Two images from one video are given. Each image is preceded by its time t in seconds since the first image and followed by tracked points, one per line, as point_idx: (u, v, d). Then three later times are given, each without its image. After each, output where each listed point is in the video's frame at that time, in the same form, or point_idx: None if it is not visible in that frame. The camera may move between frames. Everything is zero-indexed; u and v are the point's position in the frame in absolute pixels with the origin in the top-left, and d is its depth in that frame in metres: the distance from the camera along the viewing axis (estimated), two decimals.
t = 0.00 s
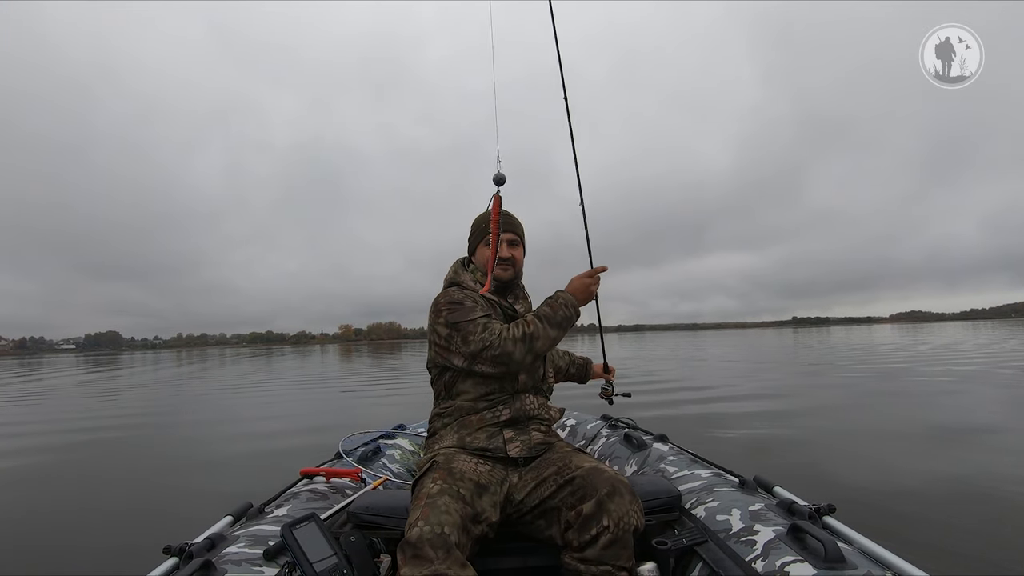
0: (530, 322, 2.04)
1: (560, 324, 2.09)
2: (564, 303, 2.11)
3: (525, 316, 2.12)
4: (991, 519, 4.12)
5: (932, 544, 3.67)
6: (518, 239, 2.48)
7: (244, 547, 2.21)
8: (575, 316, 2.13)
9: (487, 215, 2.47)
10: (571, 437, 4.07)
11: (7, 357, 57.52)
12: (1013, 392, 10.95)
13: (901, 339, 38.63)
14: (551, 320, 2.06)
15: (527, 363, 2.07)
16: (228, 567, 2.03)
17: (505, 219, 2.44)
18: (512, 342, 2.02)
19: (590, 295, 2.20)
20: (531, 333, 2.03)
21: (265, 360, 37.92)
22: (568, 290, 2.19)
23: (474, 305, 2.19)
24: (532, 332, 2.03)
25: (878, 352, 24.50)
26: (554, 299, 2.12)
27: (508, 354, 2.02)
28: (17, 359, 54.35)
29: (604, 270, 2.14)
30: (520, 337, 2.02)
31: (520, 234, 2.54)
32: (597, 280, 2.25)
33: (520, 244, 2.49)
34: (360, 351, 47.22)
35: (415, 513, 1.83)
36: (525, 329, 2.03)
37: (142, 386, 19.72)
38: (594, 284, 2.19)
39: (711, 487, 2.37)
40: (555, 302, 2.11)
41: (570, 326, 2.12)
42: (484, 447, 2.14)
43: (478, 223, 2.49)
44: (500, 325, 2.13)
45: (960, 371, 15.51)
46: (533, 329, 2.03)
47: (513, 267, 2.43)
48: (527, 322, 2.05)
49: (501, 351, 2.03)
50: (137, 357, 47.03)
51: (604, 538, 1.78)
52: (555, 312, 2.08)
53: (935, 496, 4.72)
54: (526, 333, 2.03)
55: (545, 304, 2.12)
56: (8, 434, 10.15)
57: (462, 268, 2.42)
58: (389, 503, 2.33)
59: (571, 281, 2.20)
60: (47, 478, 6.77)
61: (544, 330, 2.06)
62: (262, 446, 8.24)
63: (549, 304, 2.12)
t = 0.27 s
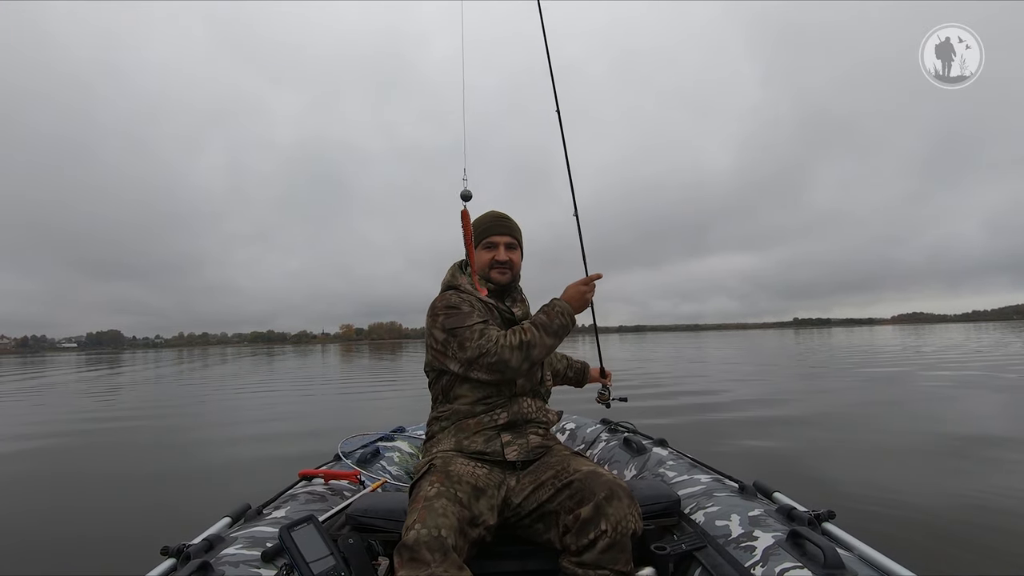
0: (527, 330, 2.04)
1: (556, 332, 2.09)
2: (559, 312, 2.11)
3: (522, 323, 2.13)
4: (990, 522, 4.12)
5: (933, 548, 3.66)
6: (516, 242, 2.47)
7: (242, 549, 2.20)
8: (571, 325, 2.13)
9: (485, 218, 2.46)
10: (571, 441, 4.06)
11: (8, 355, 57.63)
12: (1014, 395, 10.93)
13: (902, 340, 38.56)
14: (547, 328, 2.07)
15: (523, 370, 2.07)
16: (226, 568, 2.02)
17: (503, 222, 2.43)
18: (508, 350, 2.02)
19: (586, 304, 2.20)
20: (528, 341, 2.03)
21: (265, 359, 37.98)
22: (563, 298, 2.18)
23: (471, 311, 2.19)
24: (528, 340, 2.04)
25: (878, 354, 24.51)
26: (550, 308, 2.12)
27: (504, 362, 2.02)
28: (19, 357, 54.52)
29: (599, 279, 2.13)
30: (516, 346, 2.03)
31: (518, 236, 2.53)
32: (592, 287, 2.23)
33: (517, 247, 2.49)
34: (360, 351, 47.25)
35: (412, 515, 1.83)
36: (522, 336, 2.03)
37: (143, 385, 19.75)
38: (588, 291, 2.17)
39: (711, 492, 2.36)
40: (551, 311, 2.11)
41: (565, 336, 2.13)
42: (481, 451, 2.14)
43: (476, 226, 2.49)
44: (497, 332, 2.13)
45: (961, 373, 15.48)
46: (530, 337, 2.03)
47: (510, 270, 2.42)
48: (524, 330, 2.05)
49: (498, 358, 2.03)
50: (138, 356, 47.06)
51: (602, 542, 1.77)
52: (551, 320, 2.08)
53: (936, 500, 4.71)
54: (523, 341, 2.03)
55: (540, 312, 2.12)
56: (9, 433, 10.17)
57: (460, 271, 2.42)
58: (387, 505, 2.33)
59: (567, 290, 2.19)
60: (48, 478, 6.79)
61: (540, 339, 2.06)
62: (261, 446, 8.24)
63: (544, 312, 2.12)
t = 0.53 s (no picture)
0: (523, 339, 2.04)
1: (552, 340, 2.10)
2: (555, 320, 2.12)
3: (518, 330, 2.13)
4: (988, 522, 4.12)
5: (931, 545, 3.67)
6: (512, 245, 2.46)
7: (239, 547, 2.20)
8: (567, 332, 2.14)
9: (481, 221, 2.46)
10: (570, 445, 4.06)
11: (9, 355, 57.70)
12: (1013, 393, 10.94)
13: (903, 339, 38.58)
14: (543, 336, 2.07)
15: (518, 378, 2.08)
16: (222, 566, 2.02)
17: (499, 224, 2.43)
18: (504, 358, 2.03)
19: (581, 312, 2.20)
20: (524, 349, 2.04)
21: (266, 358, 38.04)
22: (560, 306, 2.19)
23: (467, 316, 2.19)
24: (525, 348, 2.04)
25: (878, 352, 24.53)
26: (546, 315, 2.12)
27: (500, 370, 2.03)
28: (21, 357, 54.62)
29: (595, 288, 2.14)
30: (512, 353, 2.03)
31: (515, 239, 2.52)
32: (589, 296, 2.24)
33: (514, 249, 2.48)
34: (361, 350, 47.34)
35: (409, 517, 1.82)
36: (518, 344, 2.04)
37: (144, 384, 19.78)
38: (585, 300, 2.18)
39: (710, 499, 2.36)
40: (547, 319, 2.12)
41: (561, 344, 2.14)
42: (479, 454, 2.14)
43: (473, 229, 2.48)
44: (492, 338, 2.13)
45: (960, 371, 15.50)
46: (526, 346, 2.04)
47: (507, 274, 2.42)
48: (519, 338, 2.06)
49: (493, 366, 2.04)
50: (139, 356, 47.09)
51: (599, 547, 1.77)
52: (547, 329, 2.09)
53: (934, 498, 4.72)
54: (519, 348, 2.03)
55: (536, 320, 2.13)
56: (10, 432, 10.20)
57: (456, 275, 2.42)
58: (385, 506, 2.32)
59: (562, 298, 2.20)
60: (49, 477, 6.81)
61: (536, 347, 2.07)
62: (261, 446, 8.26)
63: (540, 320, 2.12)
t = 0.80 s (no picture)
0: (521, 338, 2.04)
1: (551, 340, 2.10)
2: (554, 320, 2.11)
3: (517, 330, 2.13)
4: (989, 523, 4.12)
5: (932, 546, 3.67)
6: (511, 244, 2.46)
7: (240, 546, 2.20)
8: (565, 332, 2.14)
9: (480, 219, 2.46)
10: (570, 443, 4.06)
11: (10, 356, 57.76)
12: (1014, 391, 10.93)
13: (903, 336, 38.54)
14: (541, 336, 2.07)
15: (517, 378, 2.07)
16: (223, 564, 2.02)
17: (497, 223, 2.43)
18: (503, 358, 2.02)
19: (580, 312, 2.20)
20: (522, 349, 2.04)
21: (267, 359, 38.07)
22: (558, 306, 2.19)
23: (465, 316, 2.19)
24: (523, 348, 2.04)
25: (879, 351, 24.48)
26: (544, 315, 2.12)
27: (498, 369, 2.03)
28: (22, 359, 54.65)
29: (594, 288, 2.13)
30: (511, 353, 2.03)
31: (513, 238, 2.52)
32: (587, 295, 2.24)
33: (512, 248, 2.48)
34: (362, 350, 47.37)
35: (408, 515, 1.83)
36: (517, 344, 2.04)
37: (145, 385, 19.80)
38: (584, 300, 2.18)
39: (710, 498, 2.36)
40: (546, 319, 2.12)
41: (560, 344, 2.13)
42: (478, 454, 2.14)
43: (471, 228, 2.48)
44: (491, 337, 2.13)
45: (963, 369, 15.45)
46: (524, 345, 2.04)
47: (506, 272, 2.42)
48: (518, 337, 2.06)
49: (492, 366, 2.04)
50: (140, 357, 47.12)
51: (600, 546, 1.77)
52: (546, 328, 2.09)
53: (935, 497, 4.72)
54: (518, 348, 2.03)
55: (535, 320, 2.12)
56: (13, 433, 10.22)
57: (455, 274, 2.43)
58: (386, 504, 2.33)
59: (561, 298, 2.20)
60: (51, 477, 6.82)
61: (534, 347, 2.06)
62: (263, 446, 8.27)
63: (538, 320, 2.12)
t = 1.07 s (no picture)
0: (522, 334, 2.05)
1: (551, 336, 2.11)
2: (555, 315, 2.12)
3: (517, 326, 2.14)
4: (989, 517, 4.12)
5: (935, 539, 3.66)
6: (511, 240, 2.47)
7: (244, 546, 2.21)
8: (566, 328, 2.14)
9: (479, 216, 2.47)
10: (571, 438, 4.06)
11: (11, 358, 57.85)
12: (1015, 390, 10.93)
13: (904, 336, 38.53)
14: (542, 332, 2.08)
15: (518, 373, 2.08)
16: (227, 565, 2.03)
17: (497, 219, 2.44)
18: (504, 354, 2.03)
19: (581, 307, 2.21)
20: (523, 344, 2.04)
21: (268, 359, 38.11)
22: (558, 301, 2.19)
23: (466, 312, 2.19)
24: (524, 344, 2.05)
25: (879, 350, 24.48)
26: (544, 311, 2.13)
27: (500, 365, 2.03)
28: (22, 360, 54.69)
29: (594, 282, 2.14)
30: (512, 349, 2.04)
31: (513, 234, 2.53)
32: (587, 290, 2.24)
33: (512, 245, 2.49)
34: (362, 350, 47.38)
35: (411, 513, 1.83)
36: (518, 340, 2.05)
37: (147, 386, 19.84)
38: (584, 295, 2.19)
39: (712, 489, 2.36)
40: (546, 315, 2.12)
41: (560, 339, 2.14)
42: (480, 450, 2.14)
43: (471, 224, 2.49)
44: (492, 333, 2.14)
45: (963, 368, 15.45)
46: (525, 341, 2.05)
47: (506, 269, 2.42)
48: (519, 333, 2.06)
49: (493, 362, 2.04)
50: (141, 358, 47.20)
51: (602, 539, 1.78)
52: (546, 324, 2.09)
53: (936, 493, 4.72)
54: (519, 344, 2.04)
55: (535, 316, 2.13)
56: (15, 434, 10.25)
57: (456, 271, 2.44)
58: (389, 502, 2.33)
59: (561, 293, 2.20)
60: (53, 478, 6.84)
61: (535, 343, 2.07)
62: (264, 446, 8.30)
63: (539, 316, 2.13)
